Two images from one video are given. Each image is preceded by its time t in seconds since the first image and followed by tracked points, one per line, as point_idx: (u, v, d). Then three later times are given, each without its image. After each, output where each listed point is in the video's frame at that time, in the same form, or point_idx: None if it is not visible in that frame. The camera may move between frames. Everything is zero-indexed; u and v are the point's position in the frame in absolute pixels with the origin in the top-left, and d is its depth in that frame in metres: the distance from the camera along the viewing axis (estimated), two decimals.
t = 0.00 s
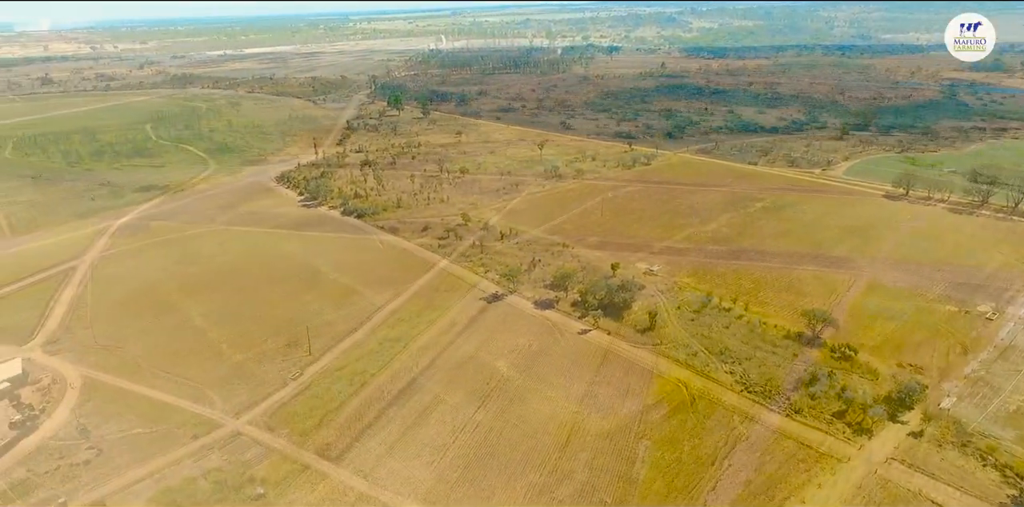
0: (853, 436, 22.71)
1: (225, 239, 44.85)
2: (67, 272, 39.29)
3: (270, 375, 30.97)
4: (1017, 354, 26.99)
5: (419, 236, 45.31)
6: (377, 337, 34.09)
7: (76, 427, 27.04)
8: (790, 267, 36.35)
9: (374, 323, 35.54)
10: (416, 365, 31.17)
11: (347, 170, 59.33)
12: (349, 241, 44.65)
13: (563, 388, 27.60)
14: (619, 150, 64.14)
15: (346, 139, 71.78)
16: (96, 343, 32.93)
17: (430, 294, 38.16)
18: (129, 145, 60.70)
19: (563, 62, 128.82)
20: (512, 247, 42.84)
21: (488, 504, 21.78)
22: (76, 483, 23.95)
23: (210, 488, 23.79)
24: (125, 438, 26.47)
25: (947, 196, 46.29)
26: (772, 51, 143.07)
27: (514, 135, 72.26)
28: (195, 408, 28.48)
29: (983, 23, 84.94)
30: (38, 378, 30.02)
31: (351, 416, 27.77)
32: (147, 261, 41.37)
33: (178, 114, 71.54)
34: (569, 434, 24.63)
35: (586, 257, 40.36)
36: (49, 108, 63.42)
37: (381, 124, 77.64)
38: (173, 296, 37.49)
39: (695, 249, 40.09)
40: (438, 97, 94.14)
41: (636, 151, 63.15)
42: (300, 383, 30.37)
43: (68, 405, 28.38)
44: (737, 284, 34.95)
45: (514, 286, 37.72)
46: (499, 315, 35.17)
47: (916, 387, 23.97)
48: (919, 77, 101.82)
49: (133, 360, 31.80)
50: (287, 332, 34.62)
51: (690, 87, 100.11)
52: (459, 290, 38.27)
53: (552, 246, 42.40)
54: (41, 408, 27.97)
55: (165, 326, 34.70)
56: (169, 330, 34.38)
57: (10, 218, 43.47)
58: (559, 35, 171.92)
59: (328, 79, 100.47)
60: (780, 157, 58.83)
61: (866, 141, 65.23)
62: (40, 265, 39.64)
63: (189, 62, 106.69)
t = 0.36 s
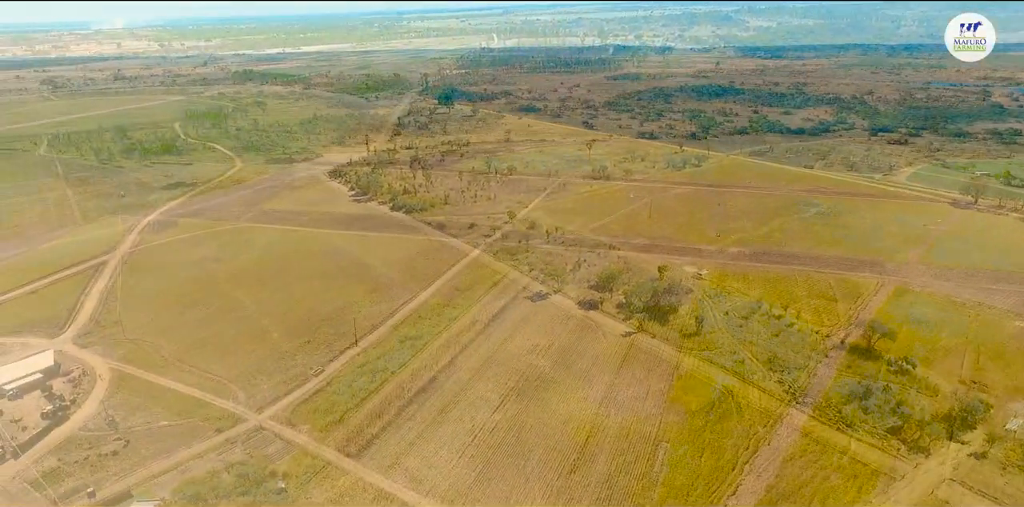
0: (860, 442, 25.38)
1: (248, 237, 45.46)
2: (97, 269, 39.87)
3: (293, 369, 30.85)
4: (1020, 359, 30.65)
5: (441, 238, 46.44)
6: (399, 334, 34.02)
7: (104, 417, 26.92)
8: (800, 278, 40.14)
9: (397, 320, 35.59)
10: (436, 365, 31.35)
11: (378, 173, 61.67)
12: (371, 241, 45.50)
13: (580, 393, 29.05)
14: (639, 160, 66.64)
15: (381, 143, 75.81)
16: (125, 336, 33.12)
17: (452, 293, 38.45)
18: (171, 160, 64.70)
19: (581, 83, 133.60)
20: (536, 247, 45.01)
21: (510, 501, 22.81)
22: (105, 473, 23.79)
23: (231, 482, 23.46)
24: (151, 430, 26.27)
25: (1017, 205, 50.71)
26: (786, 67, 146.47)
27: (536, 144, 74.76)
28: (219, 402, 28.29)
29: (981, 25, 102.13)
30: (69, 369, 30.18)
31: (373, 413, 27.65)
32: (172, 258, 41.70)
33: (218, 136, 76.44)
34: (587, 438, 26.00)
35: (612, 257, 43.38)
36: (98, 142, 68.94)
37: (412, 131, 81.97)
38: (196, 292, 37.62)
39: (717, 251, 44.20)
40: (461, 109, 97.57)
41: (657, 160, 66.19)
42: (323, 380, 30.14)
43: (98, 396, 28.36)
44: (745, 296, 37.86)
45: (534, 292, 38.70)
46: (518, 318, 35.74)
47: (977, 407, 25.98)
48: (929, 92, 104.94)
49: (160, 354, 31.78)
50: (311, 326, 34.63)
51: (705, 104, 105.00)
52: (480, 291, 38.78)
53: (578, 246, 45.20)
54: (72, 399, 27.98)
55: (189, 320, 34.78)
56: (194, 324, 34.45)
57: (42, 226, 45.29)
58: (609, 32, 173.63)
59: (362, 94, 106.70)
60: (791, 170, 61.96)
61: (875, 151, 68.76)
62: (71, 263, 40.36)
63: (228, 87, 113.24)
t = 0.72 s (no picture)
0: (884, 447, 25.10)
1: (268, 235, 46.00)
2: (124, 265, 40.75)
3: (312, 367, 31.11)
4: None
5: (463, 237, 46.55)
6: (417, 333, 34.19)
7: (129, 411, 27.48)
8: (822, 280, 39.67)
9: (416, 319, 35.75)
10: (454, 363, 31.43)
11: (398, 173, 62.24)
12: (390, 239, 45.83)
13: (598, 394, 28.91)
14: (659, 161, 66.33)
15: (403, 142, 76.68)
16: (150, 331, 33.78)
17: (470, 293, 38.53)
18: (196, 158, 65.89)
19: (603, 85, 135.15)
20: (555, 248, 45.10)
21: (526, 501, 22.74)
22: (128, 465, 24.25)
23: (251, 476, 23.73)
24: (174, 424, 26.73)
25: None
26: (810, 72, 144.38)
27: (556, 144, 74.67)
28: (240, 397, 28.68)
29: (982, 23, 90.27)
30: (97, 363, 30.88)
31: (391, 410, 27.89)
32: (195, 255, 42.39)
33: (242, 134, 77.65)
34: (603, 439, 25.89)
35: (631, 258, 43.27)
36: (125, 141, 70.43)
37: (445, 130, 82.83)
38: (218, 289, 38.13)
39: (738, 253, 43.83)
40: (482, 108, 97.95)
41: (677, 162, 65.95)
42: (343, 377, 30.42)
43: (123, 390, 28.96)
44: (766, 298, 37.62)
45: (552, 292, 38.69)
46: (535, 318, 35.70)
47: None
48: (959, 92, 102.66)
49: (183, 350, 32.30)
50: (330, 325, 34.90)
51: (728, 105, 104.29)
52: (498, 291, 38.81)
53: (597, 247, 45.15)
54: (99, 392, 28.60)
55: (212, 317, 35.27)
56: (216, 321, 34.92)
57: (71, 222, 46.46)
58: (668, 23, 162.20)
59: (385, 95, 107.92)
60: (813, 173, 61.41)
61: (900, 153, 67.69)
62: (100, 259, 41.30)
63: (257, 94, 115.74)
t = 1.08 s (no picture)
0: (912, 453, 24.54)
1: (292, 233, 46.60)
2: (152, 260, 41.61)
3: (333, 364, 31.42)
4: None
5: (485, 237, 46.58)
6: (438, 331, 34.39)
7: (156, 403, 28.05)
8: (848, 284, 38.93)
9: (436, 318, 35.90)
10: (474, 362, 31.50)
11: (420, 172, 62.66)
12: (411, 238, 46.12)
13: (617, 396, 28.77)
14: (682, 162, 65.83)
15: (425, 141, 77.19)
16: (176, 326, 34.45)
17: (490, 293, 38.59)
18: (222, 156, 66.98)
19: (627, 85, 135.95)
20: (575, 248, 44.97)
21: (544, 502, 22.70)
22: (154, 457, 24.77)
23: (273, 470, 24.07)
24: (199, 417, 27.21)
25: None
26: (837, 74, 142.09)
27: (578, 144, 74.47)
28: (263, 392, 29.11)
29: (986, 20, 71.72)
30: (125, 356, 31.56)
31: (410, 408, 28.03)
32: (220, 252, 43.12)
33: (267, 133, 78.72)
34: (622, 441, 25.77)
35: (653, 259, 42.96)
36: (154, 139, 71.88)
37: (504, 128, 83.50)
38: (243, 286, 38.72)
39: (762, 255, 43.24)
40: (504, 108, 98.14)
41: (701, 163, 65.34)
42: (364, 373, 30.75)
43: (150, 383, 29.57)
44: (789, 301, 37.10)
45: (572, 293, 38.60)
46: (554, 319, 35.64)
47: None
48: (995, 93, 100.22)
49: (208, 345, 32.88)
50: (352, 322, 35.22)
51: (752, 105, 103.03)
52: (518, 291, 38.81)
53: (618, 247, 44.90)
54: (127, 385, 29.25)
55: (236, 313, 35.83)
56: (240, 317, 35.48)
57: (102, 219, 47.70)
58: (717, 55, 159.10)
59: (408, 95, 108.82)
60: (840, 175, 60.30)
61: (930, 156, 66.16)
62: (129, 254, 42.22)
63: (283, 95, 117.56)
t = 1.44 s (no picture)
0: (939, 461, 24.00)
1: (314, 231, 47.16)
2: (177, 256, 42.38)
3: (353, 361, 31.67)
4: None
5: (505, 237, 46.62)
6: (458, 330, 34.50)
7: (180, 397, 28.56)
8: (874, 288, 38.21)
9: (455, 317, 36.02)
10: (492, 362, 31.51)
11: (441, 171, 62.96)
12: (431, 237, 46.35)
13: (636, 397, 28.59)
14: (706, 163, 65.37)
15: (447, 140, 77.54)
16: (200, 321, 35.02)
17: (510, 292, 38.63)
18: (247, 154, 68.03)
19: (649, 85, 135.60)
20: (595, 249, 44.80)
21: (561, 503, 22.63)
22: (178, 450, 25.20)
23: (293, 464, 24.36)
24: (221, 412, 27.63)
25: None
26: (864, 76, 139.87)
27: (599, 145, 74.22)
28: (284, 388, 29.45)
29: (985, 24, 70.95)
30: (150, 351, 32.16)
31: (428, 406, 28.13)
32: (243, 249, 43.76)
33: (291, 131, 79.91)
34: (641, 443, 25.59)
35: (674, 261, 42.60)
36: (182, 137, 73.37)
37: (551, 129, 83.78)
38: (265, 283, 39.24)
39: (785, 258, 42.63)
40: (526, 108, 98.25)
41: (725, 164, 64.70)
42: (384, 371, 30.95)
43: (175, 377, 30.11)
44: (813, 305, 36.57)
45: (592, 294, 38.45)
46: (574, 319, 35.53)
47: None
48: None
49: (232, 340, 33.39)
50: (372, 320, 35.50)
51: (777, 106, 101.73)
52: (537, 291, 38.75)
53: (639, 249, 44.64)
54: (152, 379, 29.80)
55: (259, 310, 36.34)
56: (263, 313, 35.95)
57: (131, 215, 48.73)
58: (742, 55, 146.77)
59: (430, 94, 109.49)
60: (867, 177, 59.25)
61: (961, 158, 64.62)
62: (155, 250, 43.05)
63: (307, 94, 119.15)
